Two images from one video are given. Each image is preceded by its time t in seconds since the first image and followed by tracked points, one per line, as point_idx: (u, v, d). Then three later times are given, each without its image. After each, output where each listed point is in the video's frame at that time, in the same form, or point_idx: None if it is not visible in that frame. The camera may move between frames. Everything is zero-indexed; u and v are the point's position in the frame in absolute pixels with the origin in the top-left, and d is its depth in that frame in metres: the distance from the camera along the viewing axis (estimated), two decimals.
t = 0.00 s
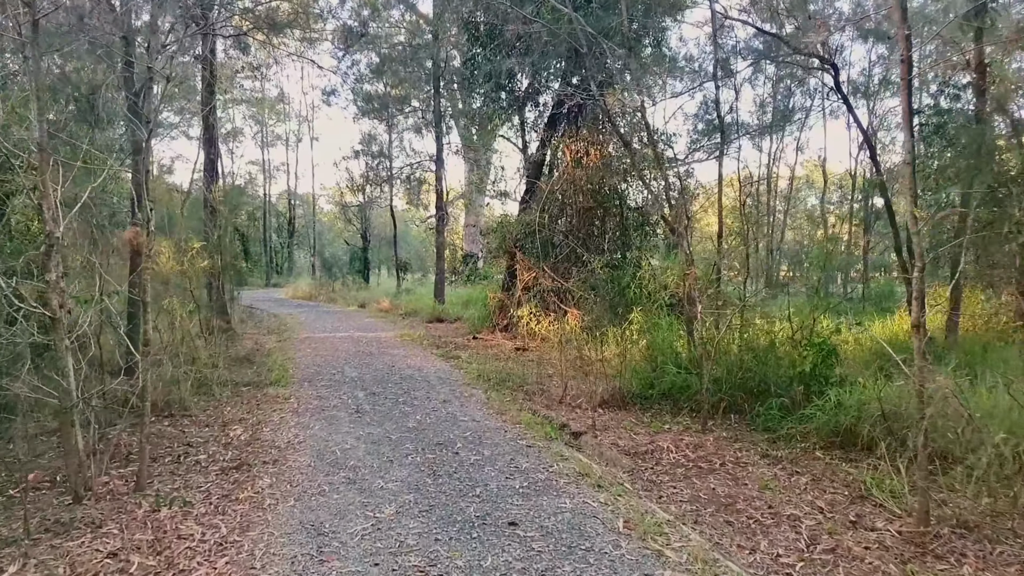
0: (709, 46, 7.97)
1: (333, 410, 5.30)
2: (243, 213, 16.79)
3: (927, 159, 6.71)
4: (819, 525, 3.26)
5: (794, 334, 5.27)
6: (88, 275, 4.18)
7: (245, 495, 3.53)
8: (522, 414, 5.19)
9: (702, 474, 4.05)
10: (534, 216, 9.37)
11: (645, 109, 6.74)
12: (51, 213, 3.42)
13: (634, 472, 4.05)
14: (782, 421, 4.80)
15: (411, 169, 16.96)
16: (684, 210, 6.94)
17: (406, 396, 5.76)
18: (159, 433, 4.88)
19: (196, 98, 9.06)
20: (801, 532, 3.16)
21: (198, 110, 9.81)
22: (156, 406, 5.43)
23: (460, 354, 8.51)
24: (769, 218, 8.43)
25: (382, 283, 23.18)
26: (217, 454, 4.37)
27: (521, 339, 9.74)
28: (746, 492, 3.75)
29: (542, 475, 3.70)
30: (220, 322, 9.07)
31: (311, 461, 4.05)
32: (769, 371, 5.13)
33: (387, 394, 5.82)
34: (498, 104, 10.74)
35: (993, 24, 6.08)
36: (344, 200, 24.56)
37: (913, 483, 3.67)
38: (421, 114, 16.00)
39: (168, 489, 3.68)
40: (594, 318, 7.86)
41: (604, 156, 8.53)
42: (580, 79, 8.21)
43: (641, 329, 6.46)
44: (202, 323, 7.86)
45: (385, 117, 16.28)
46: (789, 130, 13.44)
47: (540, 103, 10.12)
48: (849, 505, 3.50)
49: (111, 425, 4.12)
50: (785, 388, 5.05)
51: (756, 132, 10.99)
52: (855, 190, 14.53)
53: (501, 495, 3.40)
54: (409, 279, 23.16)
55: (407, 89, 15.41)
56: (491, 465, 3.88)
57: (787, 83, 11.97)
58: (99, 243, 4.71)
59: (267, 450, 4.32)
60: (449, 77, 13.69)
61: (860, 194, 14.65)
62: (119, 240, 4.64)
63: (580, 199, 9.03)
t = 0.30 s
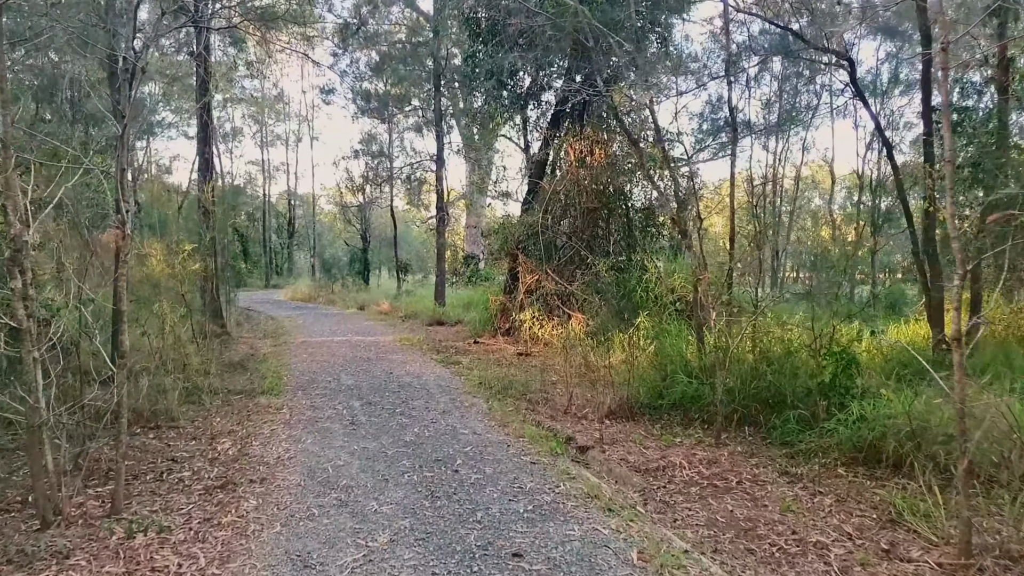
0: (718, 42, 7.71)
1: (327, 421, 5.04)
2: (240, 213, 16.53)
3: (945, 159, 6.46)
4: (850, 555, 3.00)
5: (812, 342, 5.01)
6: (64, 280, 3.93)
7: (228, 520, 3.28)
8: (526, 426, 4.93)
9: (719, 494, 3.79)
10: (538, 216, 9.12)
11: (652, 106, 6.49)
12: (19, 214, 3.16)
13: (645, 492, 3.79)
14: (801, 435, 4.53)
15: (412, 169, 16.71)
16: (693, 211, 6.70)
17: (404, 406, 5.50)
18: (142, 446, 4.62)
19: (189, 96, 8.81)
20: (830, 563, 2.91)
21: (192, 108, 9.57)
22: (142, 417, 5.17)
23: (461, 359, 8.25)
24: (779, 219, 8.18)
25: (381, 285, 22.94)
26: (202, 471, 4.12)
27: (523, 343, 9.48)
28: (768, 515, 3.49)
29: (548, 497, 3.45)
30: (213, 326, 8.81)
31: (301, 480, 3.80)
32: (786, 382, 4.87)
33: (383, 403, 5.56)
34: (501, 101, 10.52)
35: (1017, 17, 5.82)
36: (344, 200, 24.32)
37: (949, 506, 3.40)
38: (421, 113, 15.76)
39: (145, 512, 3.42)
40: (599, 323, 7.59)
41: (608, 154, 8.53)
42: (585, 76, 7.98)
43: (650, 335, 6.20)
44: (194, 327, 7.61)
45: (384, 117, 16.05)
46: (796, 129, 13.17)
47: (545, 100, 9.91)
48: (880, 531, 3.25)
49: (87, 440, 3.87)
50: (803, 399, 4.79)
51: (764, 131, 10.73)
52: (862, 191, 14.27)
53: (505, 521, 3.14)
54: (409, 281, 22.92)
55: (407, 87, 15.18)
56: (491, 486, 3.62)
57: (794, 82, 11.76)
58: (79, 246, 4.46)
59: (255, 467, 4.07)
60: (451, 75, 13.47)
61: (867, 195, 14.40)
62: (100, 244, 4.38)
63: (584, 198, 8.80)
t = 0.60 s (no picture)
0: (732, 36, 7.46)
1: (324, 430, 4.81)
2: (239, 212, 16.27)
3: (968, 157, 6.22)
4: None
5: (834, 348, 4.76)
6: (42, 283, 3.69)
7: (214, 541, 3.04)
8: (533, 436, 4.69)
9: (741, 512, 3.55)
10: (543, 216, 8.89)
11: (665, 101, 6.23)
12: None
13: (662, 510, 3.54)
14: (824, 446, 4.29)
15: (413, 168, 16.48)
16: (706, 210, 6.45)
17: (405, 413, 5.26)
18: (128, 456, 4.38)
19: (184, 92, 8.55)
20: None
21: (188, 104, 9.30)
22: (130, 424, 4.93)
23: (464, 362, 8.01)
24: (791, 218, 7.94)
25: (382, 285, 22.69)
26: (190, 484, 3.88)
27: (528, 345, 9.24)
28: (795, 536, 3.24)
29: (559, 518, 3.21)
30: (209, 328, 8.56)
31: (294, 496, 3.56)
32: (807, 389, 4.62)
33: (383, 410, 5.32)
34: (505, 98, 10.28)
35: None
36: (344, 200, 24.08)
37: (992, 527, 3.15)
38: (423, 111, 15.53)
39: (126, 532, 3.18)
40: (607, 325, 7.34)
41: (616, 151, 8.36)
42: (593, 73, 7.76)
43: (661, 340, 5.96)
44: (189, 330, 7.37)
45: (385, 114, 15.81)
46: (805, 127, 12.91)
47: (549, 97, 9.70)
48: (918, 556, 3.01)
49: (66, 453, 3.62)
50: (826, 409, 4.54)
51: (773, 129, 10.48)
52: (871, 190, 14.03)
53: (514, 545, 2.91)
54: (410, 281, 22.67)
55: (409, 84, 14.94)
56: (498, 504, 3.39)
57: (803, 78, 11.51)
58: (62, 246, 4.22)
59: (246, 481, 3.83)
60: (455, 72, 13.23)
61: (875, 194, 14.17)
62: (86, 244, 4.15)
63: (591, 197, 8.56)
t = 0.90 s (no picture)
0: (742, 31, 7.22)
1: (321, 441, 4.57)
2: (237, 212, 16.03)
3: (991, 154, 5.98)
4: None
5: (857, 354, 4.52)
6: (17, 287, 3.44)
7: (198, 570, 2.79)
8: (541, 448, 4.44)
9: (766, 533, 3.30)
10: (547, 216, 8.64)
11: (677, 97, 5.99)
12: None
13: (681, 532, 3.30)
14: (851, 460, 4.04)
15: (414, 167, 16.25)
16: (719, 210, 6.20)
17: (405, 422, 5.01)
18: (112, 471, 4.13)
19: (178, 89, 8.30)
20: None
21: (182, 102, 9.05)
22: (116, 435, 4.68)
23: (466, 367, 7.76)
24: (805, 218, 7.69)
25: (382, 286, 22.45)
26: (175, 502, 3.62)
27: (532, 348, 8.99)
28: (828, 561, 3.00)
29: (572, 542, 2.97)
30: (204, 332, 8.31)
31: (287, 516, 3.32)
32: (830, 398, 4.38)
33: (383, 419, 5.08)
34: (508, 96, 10.03)
35: None
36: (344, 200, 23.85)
37: None
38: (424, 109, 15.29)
39: (104, 558, 2.94)
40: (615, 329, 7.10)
41: (622, 149, 8.10)
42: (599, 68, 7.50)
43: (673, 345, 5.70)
44: (182, 333, 7.13)
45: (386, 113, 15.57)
46: (812, 126, 12.66)
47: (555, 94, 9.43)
48: None
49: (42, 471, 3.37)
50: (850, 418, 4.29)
51: (782, 127, 10.21)
52: (879, 189, 13.81)
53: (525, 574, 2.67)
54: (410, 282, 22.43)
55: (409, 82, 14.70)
56: (506, 525, 3.15)
57: (812, 75, 11.27)
58: (41, 249, 3.98)
59: (236, 499, 3.58)
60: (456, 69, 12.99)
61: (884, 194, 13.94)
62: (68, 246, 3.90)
63: (597, 196, 8.31)
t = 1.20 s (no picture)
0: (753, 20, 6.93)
1: (314, 449, 4.30)
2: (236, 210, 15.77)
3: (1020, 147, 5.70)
4: None
5: (885, 358, 4.24)
6: None
7: None
8: (547, 457, 4.17)
9: (797, 553, 3.03)
10: (552, 212, 8.36)
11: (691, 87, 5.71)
12: None
13: (703, 552, 3.03)
14: (882, 471, 3.77)
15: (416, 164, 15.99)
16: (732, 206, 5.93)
17: (404, 428, 4.74)
18: (91, 482, 3.87)
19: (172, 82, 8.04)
20: None
21: (176, 95, 8.78)
22: (98, 443, 4.43)
23: (469, 368, 7.49)
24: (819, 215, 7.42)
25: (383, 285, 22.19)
26: (155, 517, 3.35)
27: (536, 348, 8.72)
28: None
29: (586, 566, 2.70)
30: (198, 333, 8.04)
31: (274, 535, 3.05)
32: (858, 405, 4.09)
33: (380, 426, 4.81)
34: (512, 90, 9.76)
35: None
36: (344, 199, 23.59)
37: None
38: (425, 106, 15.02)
39: None
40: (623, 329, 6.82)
41: (629, 143, 7.82)
42: (603, 60, 7.22)
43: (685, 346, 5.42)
44: (174, 334, 6.86)
45: (387, 109, 15.30)
46: (820, 121, 12.39)
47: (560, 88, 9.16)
48: None
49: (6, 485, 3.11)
50: (878, 427, 4.01)
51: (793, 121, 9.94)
52: (888, 187, 13.54)
53: None
54: (411, 281, 22.19)
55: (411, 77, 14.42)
56: (513, 545, 2.89)
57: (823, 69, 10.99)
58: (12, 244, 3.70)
59: (220, 515, 3.32)
60: (459, 64, 12.71)
61: (894, 192, 13.68)
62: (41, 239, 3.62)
63: (603, 192, 8.02)
